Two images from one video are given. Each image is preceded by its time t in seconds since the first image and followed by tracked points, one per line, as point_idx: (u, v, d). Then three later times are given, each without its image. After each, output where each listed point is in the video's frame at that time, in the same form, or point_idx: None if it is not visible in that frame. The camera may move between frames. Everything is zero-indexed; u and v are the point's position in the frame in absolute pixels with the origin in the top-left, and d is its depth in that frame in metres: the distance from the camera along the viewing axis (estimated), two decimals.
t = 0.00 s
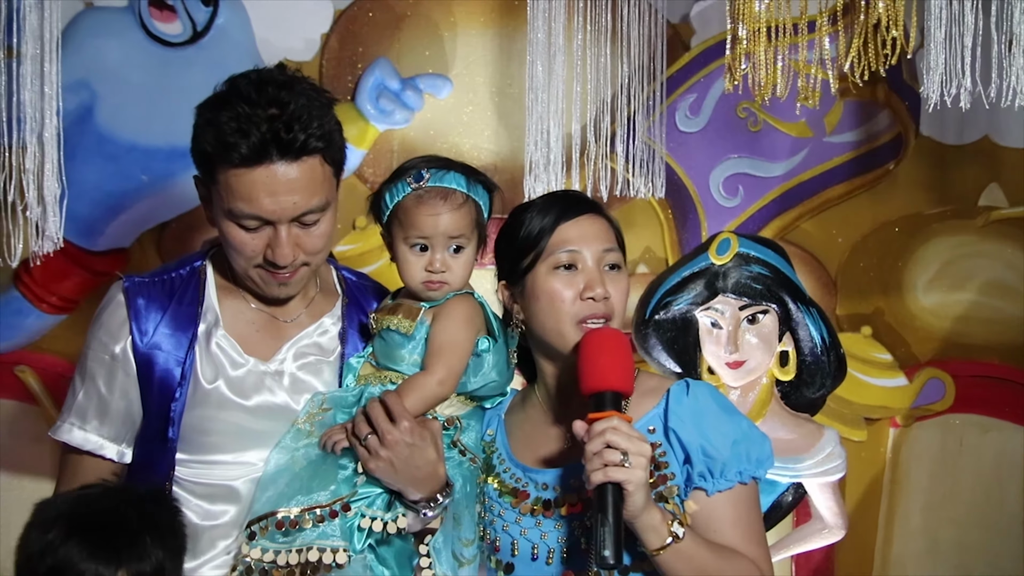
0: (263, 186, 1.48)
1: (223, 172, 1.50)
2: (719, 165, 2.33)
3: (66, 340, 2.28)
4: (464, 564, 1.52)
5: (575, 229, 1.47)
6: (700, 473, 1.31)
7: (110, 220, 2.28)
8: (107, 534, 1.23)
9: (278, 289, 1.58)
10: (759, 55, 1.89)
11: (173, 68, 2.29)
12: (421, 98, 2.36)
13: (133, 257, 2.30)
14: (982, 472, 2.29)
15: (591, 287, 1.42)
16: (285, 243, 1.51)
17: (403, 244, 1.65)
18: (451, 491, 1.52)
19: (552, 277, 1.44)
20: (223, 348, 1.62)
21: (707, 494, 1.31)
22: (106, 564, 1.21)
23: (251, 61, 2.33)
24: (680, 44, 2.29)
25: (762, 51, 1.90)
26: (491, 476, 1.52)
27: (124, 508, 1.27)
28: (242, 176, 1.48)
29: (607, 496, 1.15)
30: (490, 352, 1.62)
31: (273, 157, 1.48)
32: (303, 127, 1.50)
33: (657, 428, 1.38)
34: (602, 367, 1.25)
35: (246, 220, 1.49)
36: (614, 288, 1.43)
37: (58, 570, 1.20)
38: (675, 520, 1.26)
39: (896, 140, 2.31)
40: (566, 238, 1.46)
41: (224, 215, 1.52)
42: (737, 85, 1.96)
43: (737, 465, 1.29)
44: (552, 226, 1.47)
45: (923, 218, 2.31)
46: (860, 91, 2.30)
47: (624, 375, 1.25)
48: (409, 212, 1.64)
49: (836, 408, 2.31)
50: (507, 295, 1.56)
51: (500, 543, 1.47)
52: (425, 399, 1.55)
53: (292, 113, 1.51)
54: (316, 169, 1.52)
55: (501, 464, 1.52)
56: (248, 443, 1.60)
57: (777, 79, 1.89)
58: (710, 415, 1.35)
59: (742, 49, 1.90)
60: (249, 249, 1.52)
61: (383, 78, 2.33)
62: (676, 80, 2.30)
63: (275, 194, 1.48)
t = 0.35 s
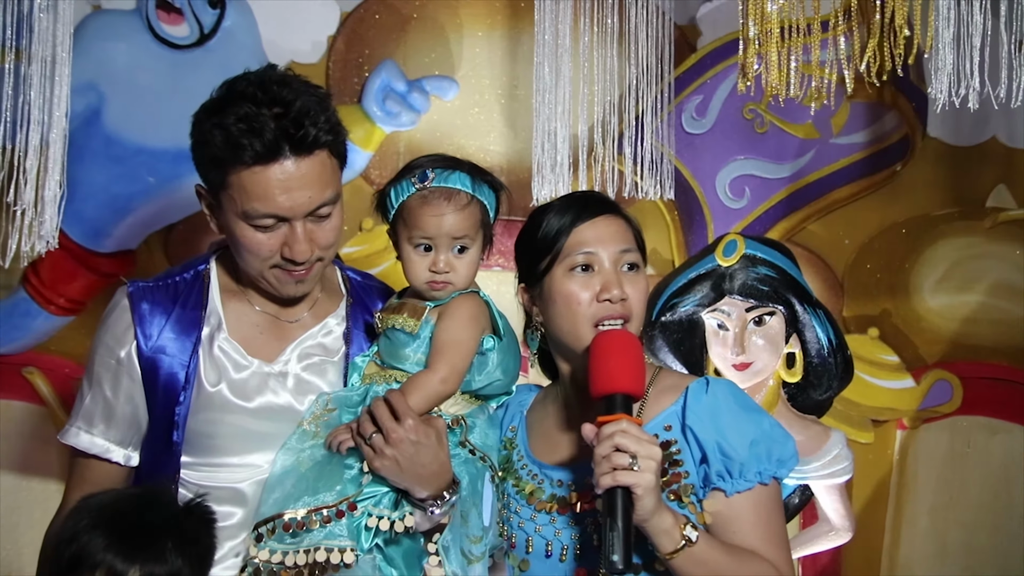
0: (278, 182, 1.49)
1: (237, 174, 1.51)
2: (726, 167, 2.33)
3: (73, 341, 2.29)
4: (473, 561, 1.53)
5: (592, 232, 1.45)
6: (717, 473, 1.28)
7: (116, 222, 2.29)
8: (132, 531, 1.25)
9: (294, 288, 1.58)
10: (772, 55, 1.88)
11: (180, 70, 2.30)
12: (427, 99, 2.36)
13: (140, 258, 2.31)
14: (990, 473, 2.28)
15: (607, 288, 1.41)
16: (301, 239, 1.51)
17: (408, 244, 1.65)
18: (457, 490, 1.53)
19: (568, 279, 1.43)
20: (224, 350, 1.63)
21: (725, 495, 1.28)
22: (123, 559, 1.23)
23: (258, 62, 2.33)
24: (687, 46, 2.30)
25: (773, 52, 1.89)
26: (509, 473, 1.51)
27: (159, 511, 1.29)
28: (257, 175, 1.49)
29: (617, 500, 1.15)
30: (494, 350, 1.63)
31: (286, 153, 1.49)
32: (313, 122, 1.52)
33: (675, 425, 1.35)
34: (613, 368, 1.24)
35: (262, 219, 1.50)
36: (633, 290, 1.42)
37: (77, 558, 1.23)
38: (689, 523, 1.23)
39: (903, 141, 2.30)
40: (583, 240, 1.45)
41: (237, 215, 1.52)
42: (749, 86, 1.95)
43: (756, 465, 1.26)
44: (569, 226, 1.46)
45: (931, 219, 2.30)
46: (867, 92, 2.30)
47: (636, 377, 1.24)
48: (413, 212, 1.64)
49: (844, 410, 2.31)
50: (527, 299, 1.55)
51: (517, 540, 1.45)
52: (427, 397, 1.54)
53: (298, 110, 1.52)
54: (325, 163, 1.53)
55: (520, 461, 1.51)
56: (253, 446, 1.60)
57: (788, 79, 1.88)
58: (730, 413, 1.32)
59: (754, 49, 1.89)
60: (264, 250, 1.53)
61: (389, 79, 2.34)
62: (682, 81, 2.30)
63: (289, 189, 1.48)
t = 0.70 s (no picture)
0: (273, 182, 1.51)
1: (234, 174, 1.53)
2: (729, 168, 2.33)
3: (78, 341, 2.29)
4: (477, 561, 1.54)
5: (605, 231, 1.45)
6: (742, 472, 1.31)
7: (120, 223, 2.29)
8: (158, 518, 1.38)
9: (296, 287, 1.59)
10: (778, 54, 1.88)
11: (184, 72, 2.30)
12: (431, 99, 2.36)
13: (143, 258, 2.31)
14: (995, 472, 2.27)
15: (616, 286, 1.41)
16: (300, 238, 1.53)
17: (416, 237, 1.65)
18: (460, 490, 1.53)
19: (580, 279, 1.43)
20: (227, 352, 1.63)
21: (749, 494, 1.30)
22: (153, 544, 1.36)
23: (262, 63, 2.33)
24: (690, 46, 2.30)
25: (780, 51, 1.89)
26: (532, 473, 1.52)
27: (183, 502, 1.43)
28: (252, 175, 1.51)
29: (636, 499, 1.16)
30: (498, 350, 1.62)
31: (281, 151, 1.51)
32: (306, 120, 1.53)
33: (698, 426, 1.38)
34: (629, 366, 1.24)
35: (260, 219, 1.52)
36: (644, 287, 1.41)
37: (110, 542, 1.36)
38: (711, 523, 1.25)
39: (907, 141, 2.30)
40: (595, 239, 1.45)
41: (235, 216, 1.54)
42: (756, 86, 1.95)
43: (780, 465, 1.28)
44: (583, 222, 1.47)
45: (935, 220, 2.30)
46: (871, 92, 2.29)
47: (653, 375, 1.24)
48: (422, 206, 1.64)
49: (847, 410, 2.30)
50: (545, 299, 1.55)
51: (539, 540, 1.45)
52: (428, 398, 1.54)
53: (291, 109, 1.54)
54: (321, 160, 1.55)
55: (542, 462, 1.52)
56: (258, 447, 1.61)
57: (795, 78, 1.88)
58: (754, 414, 1.34)
59: (760, 48, 1.89)
60: (264, 250, 1.55)
61: (392, 79, 2.34)
62: (686, 81, 2.30)
63: (285, 188, 1.51)
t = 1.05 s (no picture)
0: (275, 180, 1.52)
1: (236, 173, 1.54)
2: (732, 168, 2.32)
3: (82, 341, 2.29)
4: (483, 563, 1.52)
5: (610, 228, 1.46)
6: (756, 474, 1.32)
7: (124, 223, 2.29)
8: (158, 519, 1.39)
9: (302, 286, 1.60)
10: (779, 55, 1.88)
11: (187, 72, 2.30)
12: (434, 100, 2.36)
13: (146, 257, 2.30)
14: (998, 473, 2.27)
15: (618, 284, 1.41)
16: (303, 237, 1.54)
17: (420, 241, 1.65)
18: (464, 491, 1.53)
19: (584, 280, 1.44)
20: (233, 350, 1.65)
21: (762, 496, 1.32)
22: (152, 545, 1.37)
23: (265, 63, 2.33)
24: (693, 46, 2.30)
25: (782, 51, 1.90)
26: (542, 474, 1.51)
27: (183, 503, 1.44)
28: (253, 172, 1.52)
29: (647, 502, 1.15)
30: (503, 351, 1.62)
31: (283, 149, 1.52)
32: (305, 118, 1.54)
33: (709, 428, 1.39)
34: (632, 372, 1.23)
35: (262, 217, 1.53)
36: (647, 285, 1.41)
37: (109, 542, 1.37)
38: (722, 526, 1.26)
39: (910, 140, 2.29)
40: (597, 237, 1.45)
41: (239, 214, 1.55)
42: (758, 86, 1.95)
43: (793, 468, 1.30)
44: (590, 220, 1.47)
45: (938, 220, 2.30)
46: (874, 92, 2.29)
47: (655, 380, 1.23)
48: (426, 209, 1.64)
49: (850, 410, 2.30)
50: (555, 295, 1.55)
51: (550, 542, 1.46)
52: (433, 399, 1.54)
53: (292, 107, 1.55)
54: (323, 158, 1.55)
55: (552, 462, 1.51)
56: (264, 444, 1.62)
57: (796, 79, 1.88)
58: (766, 416, 1.35)
59: (761, 49, 1.90)
60: (268, 249, 1.55)
61: (395, 80, 2.34)
62: (689, 81, 2.30)
63: (287, 186, 1.52)
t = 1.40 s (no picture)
0: (281, 174, 1.53)
1: (242, 167, 1.56)
2: (734, 167, 2.32)
3: (83, 341, 2.30)
4: (484, 558, 1.51)
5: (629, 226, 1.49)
6: (757, 473, 1.32)
7: (126, 222, 2.29)
8: (177, 527, 1.40)
9: (305, 283, 1.60)
10: (781, 53, 1.88)
11: (192, 72, 2.30)
12: (436, 99, 2.37)
13: (148, 257, 2.31)
14: (999, 473, 2.27)
15: (649, 281, 1.44)
16: (308, 232, 1.54)
17: (422, 238, 1.65)
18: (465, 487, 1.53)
19: (611, 270, 1.46)
20: (240, 346, 1.66)
21: (763, 495, 1.32)
22: (172, 556, 1.37)
23: (267, 63, 2.33)
24: (694, 45, 2.30)
25: (784, 50, 1.90)
26: (537, 476, 1.53)
27: (199, 510, 1.45)
28: (261, 166, 1.53)
29: (660, 498, 1.15)
30: (504, 349, 1.62)
31: (289, 143, 1.53)
32: (312, 114, 1.56)
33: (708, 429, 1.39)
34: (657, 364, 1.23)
35: (268, 211, 1.53)
36: (673, 285, 1.45)
37: (126, 547, 1.38)
38: (732, 525, 1.26)
39: (912, 140, 2.29)
40: (624, 232, 1.48)
41: (245, 209, 1.56)
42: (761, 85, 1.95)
43: (794, 467, 1.31)
44: (608, 226, 1.49)
45: (941, 219, 2.30)
46: (876, 91, 2.29)
47: (681, 375, 1.23)
48: (431, 208, 1.64)
49: (853, 410, 2.30)
50: (564, 291, 1.57)
51: (549, 544, 1.48)
52: (435, 394, 1.55)
53: (298, 104, 1.56)
54: (328, 154, 1.56)
55: (548, 464, 1.53)
56: (267, 440, 1.64)
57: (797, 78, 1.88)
58: (765, 416, 1.36)
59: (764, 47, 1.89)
60: (273, 244, 1.56)
61: (397, 79, 2.34)
62: (690, 80, 2.30)
63: (294, 181, 1.52)
